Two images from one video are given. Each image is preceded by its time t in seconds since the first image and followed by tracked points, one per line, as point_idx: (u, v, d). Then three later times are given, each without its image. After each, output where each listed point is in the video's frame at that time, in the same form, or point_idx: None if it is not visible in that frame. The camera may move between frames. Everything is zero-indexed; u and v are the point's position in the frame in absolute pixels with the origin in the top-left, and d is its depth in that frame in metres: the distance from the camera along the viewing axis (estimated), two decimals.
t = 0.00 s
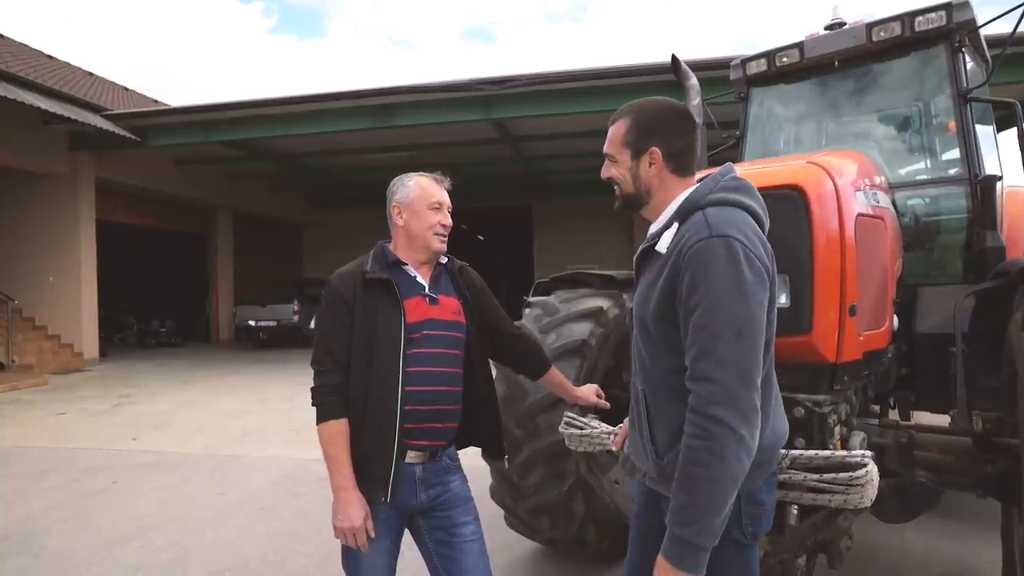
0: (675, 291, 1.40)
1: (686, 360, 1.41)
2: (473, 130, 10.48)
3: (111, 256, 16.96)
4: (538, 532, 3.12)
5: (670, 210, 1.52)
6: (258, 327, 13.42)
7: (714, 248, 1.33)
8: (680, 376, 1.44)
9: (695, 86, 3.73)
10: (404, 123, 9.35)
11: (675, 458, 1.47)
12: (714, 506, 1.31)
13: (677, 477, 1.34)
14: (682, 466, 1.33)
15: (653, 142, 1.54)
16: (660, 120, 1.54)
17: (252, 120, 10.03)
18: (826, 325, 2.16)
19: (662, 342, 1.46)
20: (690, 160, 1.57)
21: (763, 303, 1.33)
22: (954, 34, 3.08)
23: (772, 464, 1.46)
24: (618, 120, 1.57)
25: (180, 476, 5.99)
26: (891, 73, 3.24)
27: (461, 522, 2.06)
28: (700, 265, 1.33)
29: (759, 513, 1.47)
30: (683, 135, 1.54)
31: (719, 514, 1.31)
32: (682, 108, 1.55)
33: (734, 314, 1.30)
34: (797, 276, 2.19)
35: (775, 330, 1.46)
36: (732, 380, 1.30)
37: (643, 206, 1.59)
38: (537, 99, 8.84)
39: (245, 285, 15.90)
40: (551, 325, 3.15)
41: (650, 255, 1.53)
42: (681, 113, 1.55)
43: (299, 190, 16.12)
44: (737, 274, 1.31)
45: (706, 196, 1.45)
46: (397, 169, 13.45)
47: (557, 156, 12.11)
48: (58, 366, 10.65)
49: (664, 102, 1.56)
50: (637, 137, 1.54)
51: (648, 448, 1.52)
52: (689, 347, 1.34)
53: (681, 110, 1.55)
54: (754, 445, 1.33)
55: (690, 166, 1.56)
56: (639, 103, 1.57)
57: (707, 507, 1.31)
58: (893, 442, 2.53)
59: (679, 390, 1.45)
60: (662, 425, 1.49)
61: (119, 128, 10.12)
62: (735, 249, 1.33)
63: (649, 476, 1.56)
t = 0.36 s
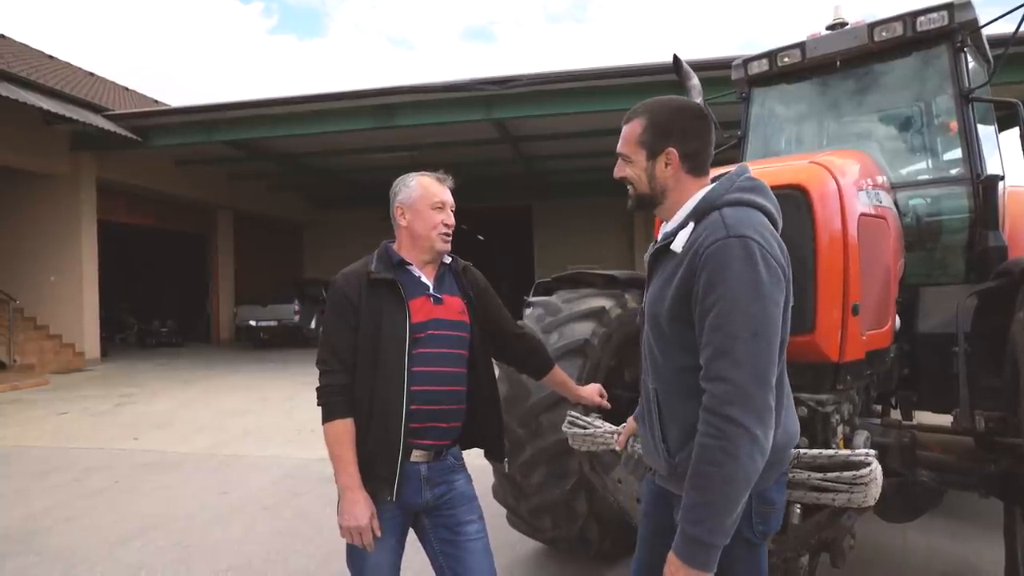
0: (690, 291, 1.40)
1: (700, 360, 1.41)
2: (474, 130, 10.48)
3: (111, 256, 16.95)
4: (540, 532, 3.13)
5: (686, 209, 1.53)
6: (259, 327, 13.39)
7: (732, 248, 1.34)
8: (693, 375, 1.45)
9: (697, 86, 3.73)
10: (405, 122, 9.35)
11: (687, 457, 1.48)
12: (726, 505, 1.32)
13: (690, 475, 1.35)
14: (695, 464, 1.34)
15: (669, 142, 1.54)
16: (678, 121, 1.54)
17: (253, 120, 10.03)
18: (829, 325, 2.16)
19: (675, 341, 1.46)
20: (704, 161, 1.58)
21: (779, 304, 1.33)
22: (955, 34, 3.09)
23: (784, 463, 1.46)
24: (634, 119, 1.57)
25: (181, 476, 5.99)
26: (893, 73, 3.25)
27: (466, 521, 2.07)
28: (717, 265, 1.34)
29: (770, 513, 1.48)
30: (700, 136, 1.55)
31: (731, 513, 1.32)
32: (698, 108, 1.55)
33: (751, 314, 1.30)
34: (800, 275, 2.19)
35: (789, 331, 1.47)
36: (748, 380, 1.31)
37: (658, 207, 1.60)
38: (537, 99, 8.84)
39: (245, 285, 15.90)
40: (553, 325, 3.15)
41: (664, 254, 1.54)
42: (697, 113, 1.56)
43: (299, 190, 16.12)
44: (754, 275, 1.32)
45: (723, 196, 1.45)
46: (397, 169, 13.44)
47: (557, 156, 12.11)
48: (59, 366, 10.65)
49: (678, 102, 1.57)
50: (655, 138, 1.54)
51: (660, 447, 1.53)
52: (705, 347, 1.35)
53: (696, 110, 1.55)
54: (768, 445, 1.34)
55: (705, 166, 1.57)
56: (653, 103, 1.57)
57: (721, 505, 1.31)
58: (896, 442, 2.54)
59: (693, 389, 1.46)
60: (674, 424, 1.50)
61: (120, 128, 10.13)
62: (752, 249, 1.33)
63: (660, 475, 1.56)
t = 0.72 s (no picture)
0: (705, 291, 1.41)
1: (715, 360, 1.42)
2: (476, 130, 10.49)
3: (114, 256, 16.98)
4: (544, 531, 3.14)
5: (698, 209, 1.53)
6: (261, 327, 13.39)
7: (748, 249, 1.34)
8: (707, 375, 1.45)
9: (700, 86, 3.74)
10: (408, 123, 9.36)
11: (701, 458, 1.48)
12: (744, 505, 1.32)
13: (707, 475, 1.35)
14: (712, 464, 1.34)
15: (679, 142, 1.54)
16: (687, 121, 1.55)
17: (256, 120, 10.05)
18: (832, 325, 2.16)
19: (688, 341, 1.46)
20: (714, 161, 1.58)
21: (794, 304, 1.34)
22: (959, 33, 3.09)
23: (796, 463, 1.46)
24: (643, 120, 1.58)
25: (185, 476, 6.00)
26: (895, 73, 3.25)
27: (471, 520, 2.08)
28: (734, 265, 1.34)
29: (783, 512, 1.48)
30: (709, 136, 1.56)
31: (748, 514, 1.33)
32: (708, 107, 1.55)
33: (768, 314, 1.31)
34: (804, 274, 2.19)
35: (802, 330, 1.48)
36: (765, 380, 1.31)
37: (668, 207, 1.60)
38: (540, 99, 8.83)
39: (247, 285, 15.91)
40: (557, 325, 3.16)
41: (676, 254, 1.54)
42: (707, 113, 1.56)
43: (302, 190, 16.13)
44: (771, 275, 1.32)
45: (735, 196, 1.46)
46: (400, 169, 13.45)
47: (559, 156, 12.12)
48: (62, 366, 10.68)
49: (688, 101, 1.57)
50: (664, 138, 1.55)
51: (672, 447, 1.53)
52: (720, 347, 1.35)
53: (707, 110, 1.56)
54: (785, 445, 1.34)
55: (714, 166, 1.58)
56: (662, 104, 1.58)
57: (739, 506, 1.32)
58: (900, 442, 2.53)
59: (707, 389, 1.46)
60: (688, 425, 1.50)
61: (123, 128, 10.15)
62: (768, 250, 1.34)
63: (671, 475, 1.56)
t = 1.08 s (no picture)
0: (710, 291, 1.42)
1: (720, 360, 1.42)
2: (479, 130, 10.49)
3: (118, 256, 17.01)
4: (548, 531, 3.15)
5: (704, 210, 1.54)
6: (264, 327, 13.40)
7: (754, 250, 1.35)
8: (712, 375, 1.45)
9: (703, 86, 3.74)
10: (411, 123, 9.37)
11: (706, 457, 1.48)
12: (749, 506, 1.33)
13: (712, 476, 1.36)
14: (717, 464, 1.35)
15: (685, 142, 1.55)
16: (692, 120, 1.55)
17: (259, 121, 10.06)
18: (837, 325, 2.17)
19: (693, 341, 1.47)
20: (720, 162, 1.59)
21: (799, 304, 1.35)
22: (963, 34, 3.09)
23: (801, 463, 1.47)
24: (649, 120, 1.59)
25: (190, 475, 6.02)
26: (899, 73, 3.26)
27: (477, 520, 2.08)
28: (739, 266, 1.35)
29: (788, 513, 1.49)
30: (714, 136, 1.56)
31: (753, 514, 1.33)
32: (715, 107, 1.55)
33: (773, 316, 1.32)
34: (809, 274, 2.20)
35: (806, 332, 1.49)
36: (770, 380, 1.32)
37: (674, 207, 1.61)
38: (543, 99, 8.83)
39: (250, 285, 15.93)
40: (561, 325, 3.17)
41: (682, 254, 1.55)
42: (713, 113, 1.56)
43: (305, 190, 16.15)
44: (776, 276, 1.33)
45: (740, 197, 1.47)
46: (403, 169, 13.45)
47: (562, 156, 12.11)
48: (66, 366, 10.71)
49: (694, 102, 1.58)
50: (670, 139, 1.56)
51: (677, 447, 1.53)
52: (726, 347, 1.36)
53: (713, 111, 1.56)
54: (789, 445, 1.35)
55: (721, 166, 1.58)
56: (668, 103, 1.58)
57: (743, 506, 1.33)
58: (904, 442, 2.55)
59: (712, 389, 1.47)
60: (694, 425, 1.50)
61: (127, 129, 10.18)
62: (773, 250, 1.35)
63: (676, 475, 1.57)
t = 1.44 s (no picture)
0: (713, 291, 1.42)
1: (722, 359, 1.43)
2: (484, 130, 10.50)
3: (124, 257, 17.08)
4: (553, 531, 3.15)
5: (708, 209, 1.54)
6: (269, 327, 13.44)
7: (756, 249, 1.36)
8: (715, 374, 1.46)
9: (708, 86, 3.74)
10: (416, 123, 9.40)
11: (708, 455, 1.49)
12: (749, 503, 1.34)
13: (712, 473, 1.37)
14: (718, 462, 1.36)
15: (692, 142, 1.56)
16: (700, 120, 1.56)
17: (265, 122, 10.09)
18: (842, 325, 2.18)
19: (695, 339, 1.48)
20: (726, 163, 1.59)
21: (802, 305, 1.36)
22: (969, 33, 3.09)
23: (802, 463, 1.47)
24: (656, 120, 1.59)
25: (196, 475, 6.05)
26: (904, 72, 3.25)
27: (484, 520, 2.09)
28: (742, 265, 1.36)
29: (789, 512, 1.49)
30: (723, 137, 1.57)
31: (752, 511, 1.34)
32: (722, 109, 1.56)
33: (776, 317, 1.33)
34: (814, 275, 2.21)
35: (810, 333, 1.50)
36: (771, 380, 1.33)
37: (679, 207, 1.62)
38: (549, 99, 8.83)
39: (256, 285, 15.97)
40: (566, 325, 3.17)
41: (685, 255, 1.55)
42: (719, 113, 1.57)
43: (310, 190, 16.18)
44: (780, 277, 1.34)
45: (745, 198, 1.48)
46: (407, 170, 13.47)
47: (567, 156, 12.11)
48: (74, 366, 10.77)
49: (700, 102, 1.58)
50: (677, 139, 1.56)
51: (679, 445, 1.54)
52: (727, 346, 1.37)
53: (720, 112, 1.57)
54: (790, 444, 1.36)
55: (727, 167, 1.59)
56: (676, 104, 1.59)
57: (743, 503, 1.33)
58: (910, 442, 2.55)
59: (713, 388, 1.47)
60: (696, 424, 1.51)
61: (133, 130, 10.22)
62: (776, 251, 1.36)
63: (678, 473, 1.57)
